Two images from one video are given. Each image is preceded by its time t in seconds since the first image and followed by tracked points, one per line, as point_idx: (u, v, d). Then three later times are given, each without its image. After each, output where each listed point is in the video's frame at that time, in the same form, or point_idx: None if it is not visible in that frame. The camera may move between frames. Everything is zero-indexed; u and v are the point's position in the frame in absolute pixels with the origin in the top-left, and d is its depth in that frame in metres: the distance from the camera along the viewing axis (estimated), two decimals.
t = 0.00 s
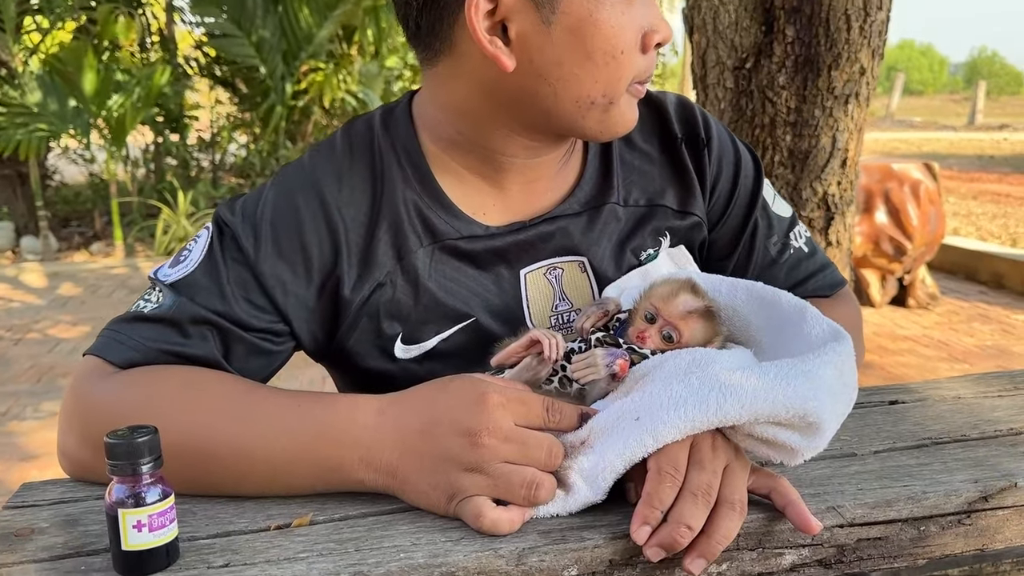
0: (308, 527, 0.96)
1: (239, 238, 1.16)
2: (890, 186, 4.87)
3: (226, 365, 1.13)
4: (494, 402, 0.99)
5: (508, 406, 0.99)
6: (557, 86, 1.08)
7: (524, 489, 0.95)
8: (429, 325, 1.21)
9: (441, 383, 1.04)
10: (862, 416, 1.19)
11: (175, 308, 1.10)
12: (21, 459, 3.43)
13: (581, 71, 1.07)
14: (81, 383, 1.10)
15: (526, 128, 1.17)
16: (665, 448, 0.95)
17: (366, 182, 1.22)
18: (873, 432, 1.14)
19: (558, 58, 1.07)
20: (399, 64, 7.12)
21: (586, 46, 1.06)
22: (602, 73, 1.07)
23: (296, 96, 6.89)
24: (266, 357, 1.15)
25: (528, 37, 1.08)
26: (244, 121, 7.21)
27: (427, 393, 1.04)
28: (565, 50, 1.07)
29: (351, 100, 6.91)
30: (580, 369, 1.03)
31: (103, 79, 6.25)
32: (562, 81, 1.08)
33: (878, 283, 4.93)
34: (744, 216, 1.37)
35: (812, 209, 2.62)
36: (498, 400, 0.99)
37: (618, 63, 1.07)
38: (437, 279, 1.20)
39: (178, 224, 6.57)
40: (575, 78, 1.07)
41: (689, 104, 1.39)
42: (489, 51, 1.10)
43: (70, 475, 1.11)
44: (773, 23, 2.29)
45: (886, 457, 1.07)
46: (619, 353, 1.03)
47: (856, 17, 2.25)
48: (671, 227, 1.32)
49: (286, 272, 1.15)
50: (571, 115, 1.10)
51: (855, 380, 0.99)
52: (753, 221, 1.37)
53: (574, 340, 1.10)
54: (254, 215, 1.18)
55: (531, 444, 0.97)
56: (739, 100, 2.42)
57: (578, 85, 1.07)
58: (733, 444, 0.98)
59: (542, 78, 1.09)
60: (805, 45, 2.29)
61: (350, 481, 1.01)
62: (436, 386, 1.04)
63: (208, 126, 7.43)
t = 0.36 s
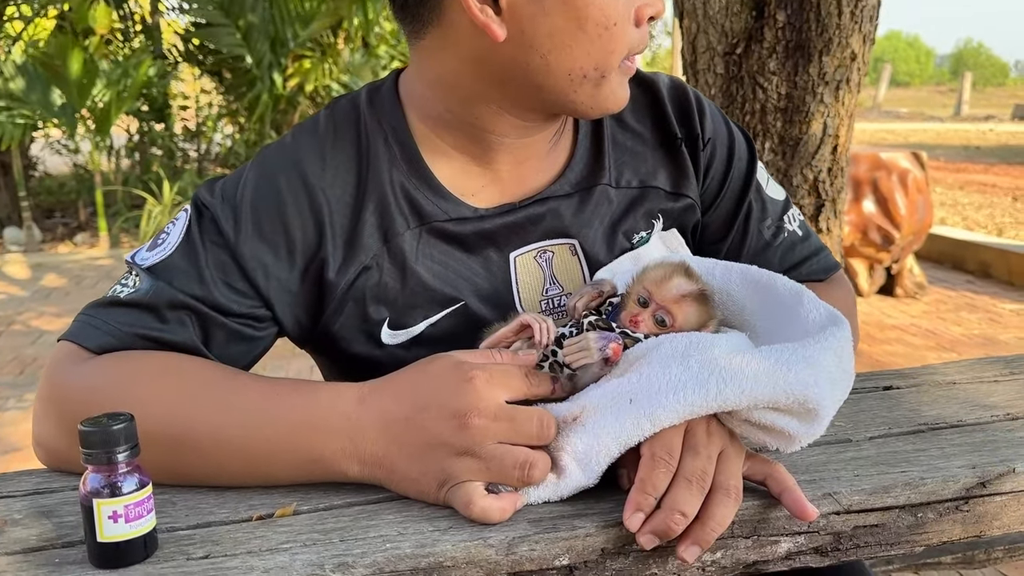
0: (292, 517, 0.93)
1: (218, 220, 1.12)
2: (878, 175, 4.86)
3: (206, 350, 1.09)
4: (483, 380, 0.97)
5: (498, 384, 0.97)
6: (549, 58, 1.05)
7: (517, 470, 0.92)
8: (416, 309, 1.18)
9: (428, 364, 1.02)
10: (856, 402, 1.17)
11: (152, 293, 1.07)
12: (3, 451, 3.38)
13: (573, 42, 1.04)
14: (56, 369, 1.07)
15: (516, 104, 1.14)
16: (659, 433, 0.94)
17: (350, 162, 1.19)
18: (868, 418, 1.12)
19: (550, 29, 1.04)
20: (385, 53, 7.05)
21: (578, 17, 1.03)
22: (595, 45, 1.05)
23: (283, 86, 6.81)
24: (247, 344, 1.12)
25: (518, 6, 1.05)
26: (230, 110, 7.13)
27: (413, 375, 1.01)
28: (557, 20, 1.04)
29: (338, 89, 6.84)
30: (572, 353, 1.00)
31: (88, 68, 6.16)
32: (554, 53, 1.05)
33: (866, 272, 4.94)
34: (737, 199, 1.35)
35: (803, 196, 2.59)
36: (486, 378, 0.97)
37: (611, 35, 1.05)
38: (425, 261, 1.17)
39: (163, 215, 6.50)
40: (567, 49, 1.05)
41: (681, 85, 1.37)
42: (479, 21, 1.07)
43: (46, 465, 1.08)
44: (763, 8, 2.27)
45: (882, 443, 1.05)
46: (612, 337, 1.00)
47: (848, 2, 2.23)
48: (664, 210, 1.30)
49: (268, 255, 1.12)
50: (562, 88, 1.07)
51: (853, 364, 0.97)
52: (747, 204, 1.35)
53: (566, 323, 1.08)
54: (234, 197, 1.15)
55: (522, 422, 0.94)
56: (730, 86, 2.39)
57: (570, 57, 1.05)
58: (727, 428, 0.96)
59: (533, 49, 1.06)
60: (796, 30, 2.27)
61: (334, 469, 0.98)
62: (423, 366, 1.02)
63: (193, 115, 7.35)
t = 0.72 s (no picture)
0: (281, 503, 0.92)
1: (205, 204, 1.11)
2: (867, 165, 4.85)
3: (193, 337, 1.08)
4: (474, 366, 0.96)
5: (489, 369, 0.96)
6: (540, 44, 1.04)
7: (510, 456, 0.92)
8: (407, 295, 1.17)
9: (417, 349, 1.00)
10: (848, 387, 1.17)
11: (137, 279, 1.05)
12: None
13: (565, 28, 1.03)
14: (40, 355, 1.05)
15: (506, 90, 1.12)
16: (652, 417, 0.93)
17: (339, 146, 1.17)
18: (860, 403, 1.12)
19: (542, 14, 1.02)
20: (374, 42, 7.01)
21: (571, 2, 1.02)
22: (588, 31, 1.03)
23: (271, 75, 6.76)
24: (235, 330, 1.11)
25: None
26: (217, 99, 7.07)
27: (402, 360, 1.00)
28: (548, 6, 1.02)
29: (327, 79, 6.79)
30: (565, 338, 0.99)
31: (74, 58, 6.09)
32: (545, 38, 1.04)
33: (854, 262, 4.95)
34: (731, 184, 1.35)
35: (793, 184, 2.60)
36: (477, 363, 0.96)
37: (604, 20, 1.03)
38: (415, 247, 1.16)
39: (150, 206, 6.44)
40: (559, 35, 1.03)
41: (674, 69, 1.36)
42: (468, 6, 1.05)
43: (30, 452, 1.07)
44: None
45: (875, 427, 1.05)
46: (605, 321, 1.00)
47: None
48: (657, 195, 1.29)
49: (256, 240, 1.11)
50: (554, 74, 1.06)
51: (846, 349, 0.96)
52: (740, 189, 1.34)
53: (558, 308, 1.07)
54: (221, 180, 1.13)
55: (513, 406, 0.94)
56: (720, 74, 2.38)
57: (562, 43, 1.04)
58: (721, 413, 0.96)
59: (524, 34, 1.04)
60: (786, 18, 2.26)
61: (323, 455, 0.97)
62: (412, 352, 1.01)
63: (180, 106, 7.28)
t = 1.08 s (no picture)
0: (272, 495, 0.91)
1: (193, 194, 1.10)
2: (857, 158, 4.86)
3: (181, 328, 1.07)
4: (465, 357, 0.95)
5: (479, 359, 0.96)
6: (531, 36, 1.03)
7: (502, 447, 0.91)
8: (397, 286, 1.16)
9: (407, 340, 1.00)
10: (840, 376, 1.17)
11: (125, 269, 1.04)
12: None
13: (555, 20, 1.02)
14: (26, 346, 1.04)
15: (497, 82, 1.11)
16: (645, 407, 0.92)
17: (329, 135, 1.16)
18: (852, 392, 1.12)
19: (532, 5, 1.01)
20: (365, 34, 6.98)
21: None
22: (579, 23, 1.03)
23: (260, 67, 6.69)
24: (224, 321, 1.10)
25: None
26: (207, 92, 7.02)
27: (392, 351, 0.99)
28: None
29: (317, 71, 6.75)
30: (558, 328, 0.99)
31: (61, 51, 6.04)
32: (535, 30, 1.03)
33: (844, 255, 4.99)
34: (722, 174, 1.34)
35: (785, 175, 2.59)
36: (468, 354, 0.95)
37: (596, 12, 1.03)
38: (406, 238, 1.15)
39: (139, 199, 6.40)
40: (550, 27, 1.02)
41: (666, 59, 1.36)
42: None
43: (17, 444, 1.06)
44: None
45: (868, 417, 1.05)
46: (598, 311, 0.99)
47: None
48: (649, 185, 1.29)
49: (245, 231, 1.10)
50: (544, 66, 1.05)
51: (838, 339, 0.96)
52: (732, 179, 1.34)
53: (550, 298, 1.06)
54: (209, 170, 1.12)
55: (505, 397, 0.93)
56: (711, 65, 2.38)
57: (553, 35, 1.03)
58: (713, 402, 0.96)
59: (514, 25, 1.03)
60: (778, 9, 2.26)
61: (313, 447, 0.96)
62: (402, 343, 1.00)
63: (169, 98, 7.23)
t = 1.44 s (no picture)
0: (262, 488, 0.91)
1: (181, 185, 1.09)
2: (850, 150, 4.86)
3: (170, 321, 1.06)
4: (455, 348, 0.94)
5: (469, 349, 0.95)
6: (521, 26, 1.02)
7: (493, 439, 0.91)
8: (388, 278, 1.15)
9: (397, 331, 0.99)
10: (833, 368, 1.17)
11: (113, 260, 1.03)
12: None
13: (546, 11, 1.01)
14: (13, 339, 1.03)
15: (487, 74, 1.10)
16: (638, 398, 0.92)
17: (318, 126, 1.15)
18: (845, 383, 1.12)
19: None
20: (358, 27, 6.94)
21: None
22: (570, 14, 1.02)
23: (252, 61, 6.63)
24: (213, 313, 1.09)
25: None
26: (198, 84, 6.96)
27: (382, 343, 0.98)
28: None
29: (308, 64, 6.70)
30: (549, 319, 0.97)
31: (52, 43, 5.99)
32: (525, 21, 1.02)
33: (836, 248, 4.99)
34: (715, 165, 1.34)
35: (777, 169, 2.60)
36: (458, 345, 0.94)
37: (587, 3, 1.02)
38: (396, 230, 1.14)
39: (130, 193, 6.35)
40: (540, 17, 1.02)
41: (658, 50, 1.35)
42: None
43: (5, 439, 1.05)
44: None
45: (861, 408, 1.05)
46: (591, 302, 0.98)
47: None
48: (641, 176, 1.28)
49: (233, 222, 1.08)
50: (534, 58, 1.04)
51: (830, 331, 0.96)
52: (724, 170, 1.34)
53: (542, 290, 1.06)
54: (198, 161, 1.11)
55: (496, 389, 0.93)
56: (704, 57, 2.37)
57: (543, 26, 1.02)
58: (707, 394, 0.96)
59: (504, 17, 1.02)
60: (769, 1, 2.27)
61: (304, 440, 0.96)
62: (392, 333, 0.99)
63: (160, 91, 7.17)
